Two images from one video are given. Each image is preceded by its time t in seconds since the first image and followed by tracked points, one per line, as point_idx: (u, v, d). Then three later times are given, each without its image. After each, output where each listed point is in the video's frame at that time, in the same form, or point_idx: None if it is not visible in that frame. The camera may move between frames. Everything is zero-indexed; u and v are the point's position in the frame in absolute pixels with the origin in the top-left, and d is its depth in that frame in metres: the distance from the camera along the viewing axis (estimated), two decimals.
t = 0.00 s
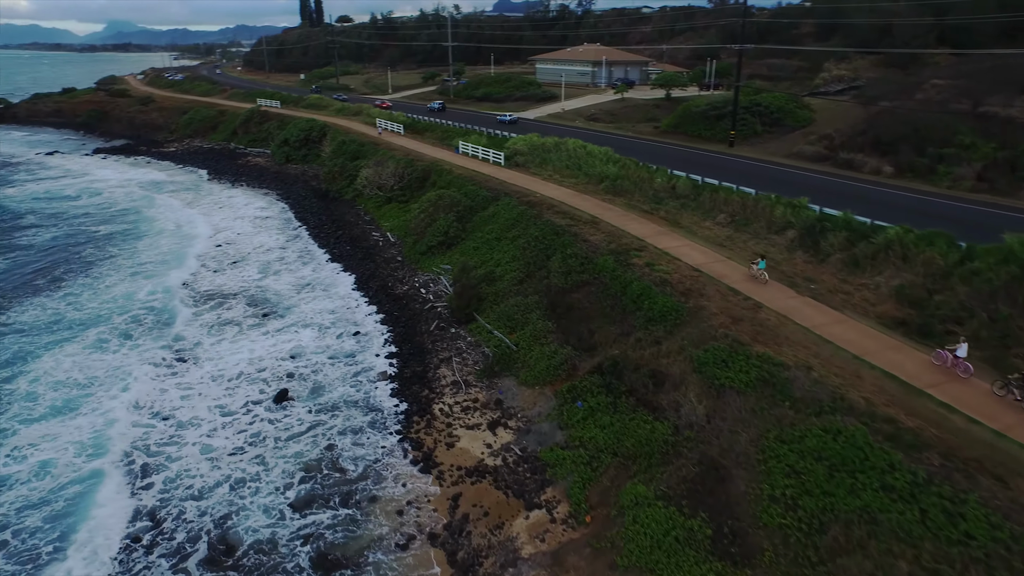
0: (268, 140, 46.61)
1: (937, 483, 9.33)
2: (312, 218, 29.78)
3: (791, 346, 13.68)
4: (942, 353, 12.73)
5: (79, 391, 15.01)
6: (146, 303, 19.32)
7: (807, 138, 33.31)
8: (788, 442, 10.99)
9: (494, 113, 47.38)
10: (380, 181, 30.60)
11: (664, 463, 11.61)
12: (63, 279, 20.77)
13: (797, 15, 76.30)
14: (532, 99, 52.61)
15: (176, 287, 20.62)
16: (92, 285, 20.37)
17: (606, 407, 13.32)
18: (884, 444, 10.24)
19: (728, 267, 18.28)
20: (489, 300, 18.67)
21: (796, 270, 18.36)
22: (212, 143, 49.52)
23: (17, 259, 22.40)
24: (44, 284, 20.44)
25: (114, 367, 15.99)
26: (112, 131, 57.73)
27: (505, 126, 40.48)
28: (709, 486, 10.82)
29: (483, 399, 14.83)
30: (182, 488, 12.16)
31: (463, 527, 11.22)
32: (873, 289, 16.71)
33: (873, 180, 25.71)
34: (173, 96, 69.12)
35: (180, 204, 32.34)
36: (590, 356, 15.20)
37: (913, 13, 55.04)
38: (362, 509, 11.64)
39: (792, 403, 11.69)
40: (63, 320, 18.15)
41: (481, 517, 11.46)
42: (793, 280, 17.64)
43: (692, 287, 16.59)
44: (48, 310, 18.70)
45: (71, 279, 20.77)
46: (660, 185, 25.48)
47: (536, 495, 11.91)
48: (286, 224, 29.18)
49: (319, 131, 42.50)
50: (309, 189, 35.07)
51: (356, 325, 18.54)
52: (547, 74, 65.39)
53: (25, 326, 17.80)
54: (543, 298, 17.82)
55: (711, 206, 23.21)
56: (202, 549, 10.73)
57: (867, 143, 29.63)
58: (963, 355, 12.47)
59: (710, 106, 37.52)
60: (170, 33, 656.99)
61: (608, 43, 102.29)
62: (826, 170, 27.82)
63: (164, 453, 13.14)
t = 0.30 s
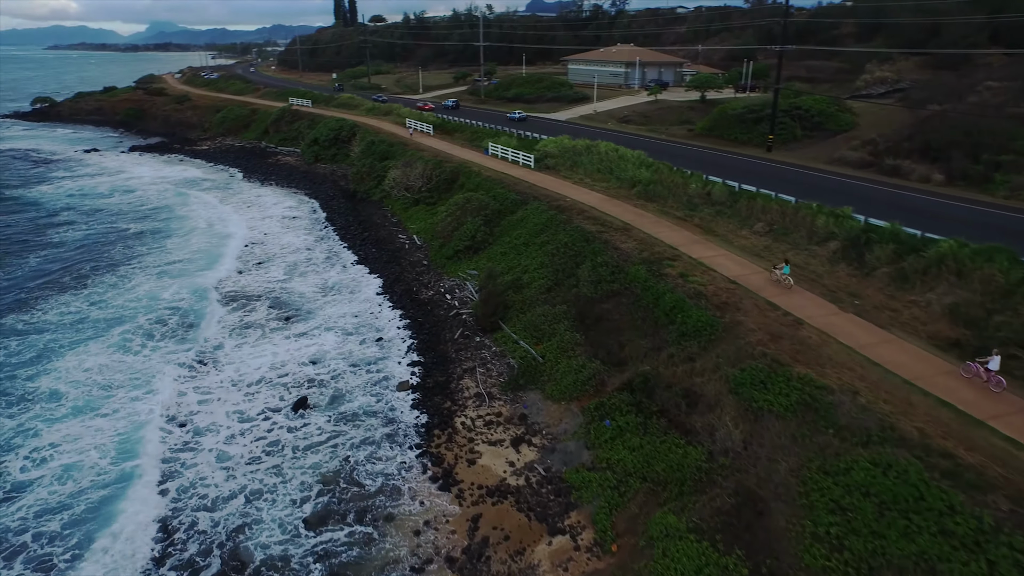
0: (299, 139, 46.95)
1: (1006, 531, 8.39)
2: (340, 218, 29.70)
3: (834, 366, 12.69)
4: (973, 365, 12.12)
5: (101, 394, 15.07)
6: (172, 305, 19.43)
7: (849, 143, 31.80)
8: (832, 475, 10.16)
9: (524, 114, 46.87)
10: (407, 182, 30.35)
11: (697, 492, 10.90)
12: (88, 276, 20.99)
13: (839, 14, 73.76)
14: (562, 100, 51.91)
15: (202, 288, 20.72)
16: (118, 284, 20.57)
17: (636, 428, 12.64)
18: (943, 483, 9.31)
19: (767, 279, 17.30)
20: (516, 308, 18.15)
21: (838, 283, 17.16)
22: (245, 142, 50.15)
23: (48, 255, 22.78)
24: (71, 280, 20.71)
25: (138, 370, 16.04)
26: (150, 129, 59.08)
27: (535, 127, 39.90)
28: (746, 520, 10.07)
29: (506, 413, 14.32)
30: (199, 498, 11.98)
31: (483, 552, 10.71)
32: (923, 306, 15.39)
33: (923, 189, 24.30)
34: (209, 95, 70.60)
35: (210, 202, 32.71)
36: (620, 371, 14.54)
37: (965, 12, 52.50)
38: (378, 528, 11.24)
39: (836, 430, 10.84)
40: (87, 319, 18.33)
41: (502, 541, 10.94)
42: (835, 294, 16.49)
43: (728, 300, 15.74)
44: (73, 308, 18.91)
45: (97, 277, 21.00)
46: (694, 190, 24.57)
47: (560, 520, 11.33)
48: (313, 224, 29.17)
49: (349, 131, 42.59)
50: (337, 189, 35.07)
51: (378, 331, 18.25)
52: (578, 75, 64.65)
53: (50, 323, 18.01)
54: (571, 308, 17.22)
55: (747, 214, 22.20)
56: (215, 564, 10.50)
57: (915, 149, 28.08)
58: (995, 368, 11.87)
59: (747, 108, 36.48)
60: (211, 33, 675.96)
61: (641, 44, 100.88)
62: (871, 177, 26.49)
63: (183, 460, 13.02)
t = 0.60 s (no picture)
0: (312, 140, 46.79)
1: None
2: (351, 221, 29.33)
3: (866, 387, 11.86)
4: (986, 372, 11.67)
5: (102, 403, 14.77)
6: (178, 310, 19.15)
7: (876, 147, 30.73)
8: (866, 509, 9.44)
9: (539, 115, 46.27)
10: (419, 184, 29.85)
11: (720, 523, 10.23)
12: (93, 280, 20.77)
13: (862, 14, 72.18)
14: (578, 101, 51.21)
15: (210, 293, 20.43)
16: (124, 287, 20.34)
17: (653, 450, 11.94)
18: (993, 525, 8.54)
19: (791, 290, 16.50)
20: (528, 318, 17.59)
21: (867, 296, 16.27)
22: (259, 142, 50.13)
23: (56, 257, 22.68)
24: (77, 283, 20.54)
25: (141, 378, 15.75)
26: (166, 129, 59.42)
27: (550, 129, 39.26)
28: (773, 554, 9.35)
29: (517, 430, 13.74)
30: (196, 516, 11.56)
31: None
32: (960, 322, 14.44)
33: (955, 196, 23.27)
34: (225, 95, 70.97)
35: (221, 203, 32.57)
36: (636, 388, 13.89)
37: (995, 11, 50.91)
38: (381, 553, 10.72)
39: (869, 459, 10.11)
40: (89, 323, 18.09)
41: (511, 570, 10.34)
42: (865, 307, 15.61)
43: (751, 313, 15.03)
44: (77, 311, 18.70)
45: (101, 280, 20.77)
46: (714, 196, 23.84)
47: (572, 548, 10.71)
48: (324, 226, 28.85)
49: (362, 131, 42.31)
50: (349, 191, 34.77)
51: (386, 339, 17.77)
52: (594, 76, 63.99)
53: (53, 328, 17.79)
54: (586, 318, 16.62)
55: (770, 221, 21.48)
56: None
57: (945, 154, 27.01)
58: (1009, 376, 11.35)
59: (768, 111, 35.76)
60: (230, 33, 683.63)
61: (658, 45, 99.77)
62: (899, 183, 25.51)
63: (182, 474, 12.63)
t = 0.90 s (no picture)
0: (320, 140, 46.48)
1: None
2: (358, 224, 28.86)
3: (899, 409, 11.06)
4: (993, 379, 11.43)
5: (99, 413, 14.33)
6: (179, 315, 18.74)
7: (897, 150, 29.81)
8: (902, 546, 8.70)
9: (549, 117, 45.62)
10: (428, 187, 29.34)
11: (743, 559, 9.53)
12: (92, 285, 20.43)
13: (880, 14, 70.91)
14: (589, 102, 50.53)
15: (213, 298, 20.02)
16: (124, 293, 19.96)
17: (670, 474, 11.26)
18: None
19: (814, 303, 15.72)
20: (539, 328, 16.97)
21: (895, 308, 15.47)
22: (267, 142, 49.89)
23: (58, 261, 22.41)
24: (77, 288, 20.19)
25: (139, 387, 15.30)
26: (176, 129, 59.42)
27: (561, 130, 38.59)
28: None
29: (526, 449, 13.13)
30: (191, 537, 11.06)
31: None
32: (995, 339, 13.63)
33: (983, 203, 22.39)
34: (235, 95, 70.98)
35: (227, 204, 32.28)
36: (651, 405, 13.22)
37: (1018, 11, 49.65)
38: None
39: (904, 490, 9.37)
40: (87, 329, 17.72)
41: None
42: (892, 321, 14.81)
43: (772, 327, 14.30)
44: (76, 317, 18.34)
45: (101, 285, 20.43)
46: (731, 201, 23.12)
47: None
48: (331, 229, 28.40)
49: (370, 132, 41.90)
50: (356, 193, 34.34)
51: (391, 349, 17.21)
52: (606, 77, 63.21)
53: (51, 334, 17.43)
54: (598, 330, 16.01)
55: (789, 228, 20.75)
56: None
57: (971, 160, 26.08)
58: (1017, 383, 11.07)
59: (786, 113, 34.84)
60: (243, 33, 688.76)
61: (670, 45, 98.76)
62: (923, 188, 24.64)
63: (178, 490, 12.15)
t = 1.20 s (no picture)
0: (329, 141, 46.15)
1: None
2: (367, 228, 28.38)
3: (939, 437, 10.27)
4: (1006, 387, 11.25)
5: (94, 423, 13.87)
6: (181, 321, 18.33)
7: (923, 155, 28.84)
8: None
9: (561, 119, 44.95)
10: (438, 190, 28.82)
11: None
12: (92, 289, 20.07)
13: (900, 13, 69.43)
14: (602, 103, 49.76)
15: (216, 303, 19.61)
16: (125, 297, 19.58)
17: (690, 504, 10.57)
18: None
19: (840, 317, 14.87)
20: (550, 340, 16.35)
21: (927, 323, 14.65)
22: (277, 143, 49.65)
23: (60, 264, 22.12)
24: (76, 292, 19.85)
25: (138, 398, 14.84)
26: (188, 129, 59.45)
27: (573, 133, 37.92)
28: None
29: (537, 470, 12.49)
30: (184, 560, 10.53)
31: None
32: None
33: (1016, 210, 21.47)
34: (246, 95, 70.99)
35: (234, 206, 31.95)
36: (669, 426, 12.53)
37: None
38: None
39: (947, 530, 8.58)
40: (85, 335, 17.34)
41: None
42: (925, 337, 14.00)
43: (797, 343, 13.54)
44: (73, 323, 17.96)
45: (101, 290, 20.05)
46: (750, 208, 22.37)
47: None
48: (339, 232, 27.95)
49: (380, 133, 41.48)
50: (365, 196, 33.90)
51: (397, 359, 16.64)
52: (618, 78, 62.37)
53: (48, 340, 17.05)
54: (613, 343, 15.37)
55: (811, 237, 19.97)
56: None
57: (1001, 165, 25.10)
58: None
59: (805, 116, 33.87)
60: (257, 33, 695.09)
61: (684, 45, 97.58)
62: (951, 194, 23.70)
63: (173, 509, 11.63)
